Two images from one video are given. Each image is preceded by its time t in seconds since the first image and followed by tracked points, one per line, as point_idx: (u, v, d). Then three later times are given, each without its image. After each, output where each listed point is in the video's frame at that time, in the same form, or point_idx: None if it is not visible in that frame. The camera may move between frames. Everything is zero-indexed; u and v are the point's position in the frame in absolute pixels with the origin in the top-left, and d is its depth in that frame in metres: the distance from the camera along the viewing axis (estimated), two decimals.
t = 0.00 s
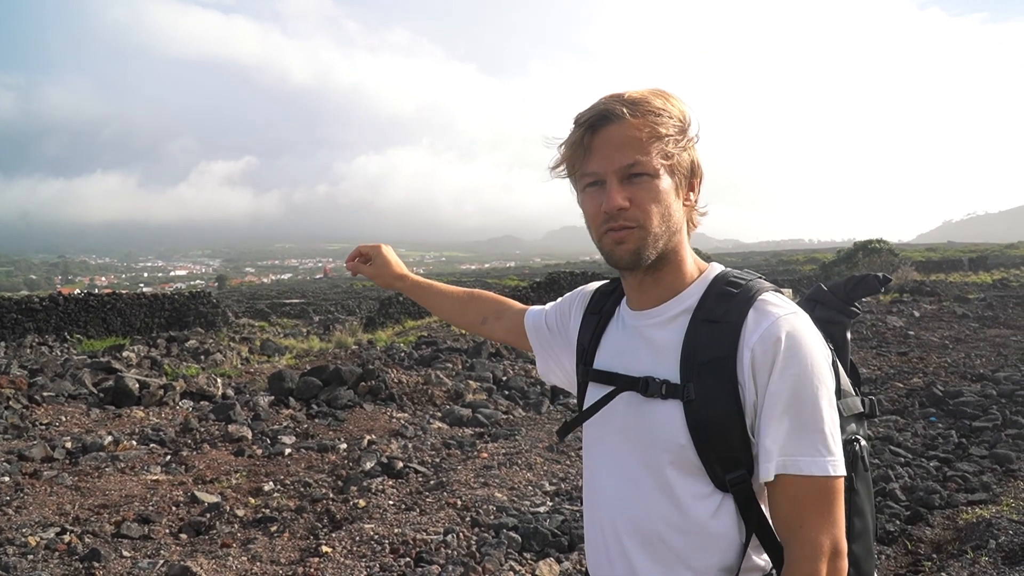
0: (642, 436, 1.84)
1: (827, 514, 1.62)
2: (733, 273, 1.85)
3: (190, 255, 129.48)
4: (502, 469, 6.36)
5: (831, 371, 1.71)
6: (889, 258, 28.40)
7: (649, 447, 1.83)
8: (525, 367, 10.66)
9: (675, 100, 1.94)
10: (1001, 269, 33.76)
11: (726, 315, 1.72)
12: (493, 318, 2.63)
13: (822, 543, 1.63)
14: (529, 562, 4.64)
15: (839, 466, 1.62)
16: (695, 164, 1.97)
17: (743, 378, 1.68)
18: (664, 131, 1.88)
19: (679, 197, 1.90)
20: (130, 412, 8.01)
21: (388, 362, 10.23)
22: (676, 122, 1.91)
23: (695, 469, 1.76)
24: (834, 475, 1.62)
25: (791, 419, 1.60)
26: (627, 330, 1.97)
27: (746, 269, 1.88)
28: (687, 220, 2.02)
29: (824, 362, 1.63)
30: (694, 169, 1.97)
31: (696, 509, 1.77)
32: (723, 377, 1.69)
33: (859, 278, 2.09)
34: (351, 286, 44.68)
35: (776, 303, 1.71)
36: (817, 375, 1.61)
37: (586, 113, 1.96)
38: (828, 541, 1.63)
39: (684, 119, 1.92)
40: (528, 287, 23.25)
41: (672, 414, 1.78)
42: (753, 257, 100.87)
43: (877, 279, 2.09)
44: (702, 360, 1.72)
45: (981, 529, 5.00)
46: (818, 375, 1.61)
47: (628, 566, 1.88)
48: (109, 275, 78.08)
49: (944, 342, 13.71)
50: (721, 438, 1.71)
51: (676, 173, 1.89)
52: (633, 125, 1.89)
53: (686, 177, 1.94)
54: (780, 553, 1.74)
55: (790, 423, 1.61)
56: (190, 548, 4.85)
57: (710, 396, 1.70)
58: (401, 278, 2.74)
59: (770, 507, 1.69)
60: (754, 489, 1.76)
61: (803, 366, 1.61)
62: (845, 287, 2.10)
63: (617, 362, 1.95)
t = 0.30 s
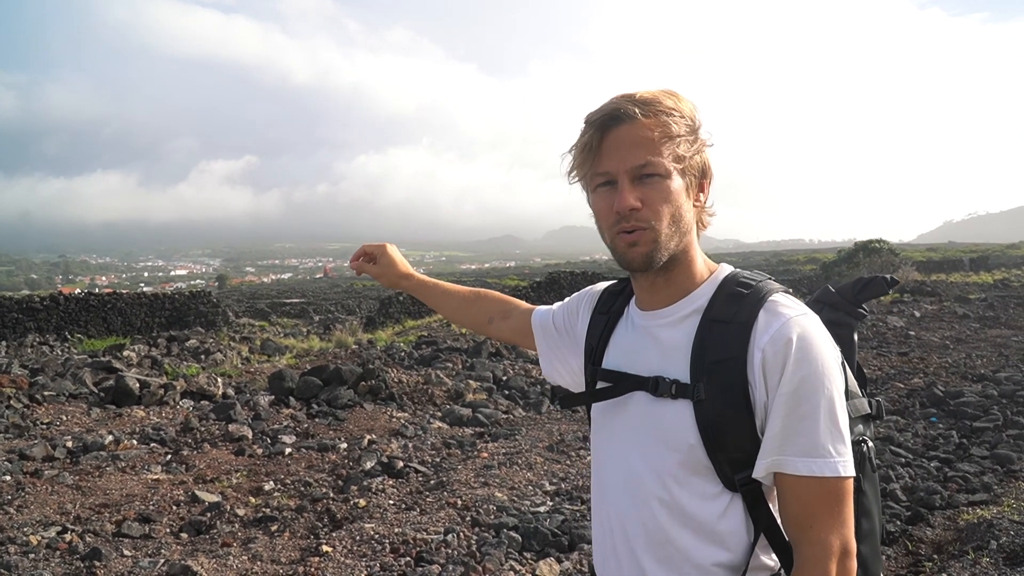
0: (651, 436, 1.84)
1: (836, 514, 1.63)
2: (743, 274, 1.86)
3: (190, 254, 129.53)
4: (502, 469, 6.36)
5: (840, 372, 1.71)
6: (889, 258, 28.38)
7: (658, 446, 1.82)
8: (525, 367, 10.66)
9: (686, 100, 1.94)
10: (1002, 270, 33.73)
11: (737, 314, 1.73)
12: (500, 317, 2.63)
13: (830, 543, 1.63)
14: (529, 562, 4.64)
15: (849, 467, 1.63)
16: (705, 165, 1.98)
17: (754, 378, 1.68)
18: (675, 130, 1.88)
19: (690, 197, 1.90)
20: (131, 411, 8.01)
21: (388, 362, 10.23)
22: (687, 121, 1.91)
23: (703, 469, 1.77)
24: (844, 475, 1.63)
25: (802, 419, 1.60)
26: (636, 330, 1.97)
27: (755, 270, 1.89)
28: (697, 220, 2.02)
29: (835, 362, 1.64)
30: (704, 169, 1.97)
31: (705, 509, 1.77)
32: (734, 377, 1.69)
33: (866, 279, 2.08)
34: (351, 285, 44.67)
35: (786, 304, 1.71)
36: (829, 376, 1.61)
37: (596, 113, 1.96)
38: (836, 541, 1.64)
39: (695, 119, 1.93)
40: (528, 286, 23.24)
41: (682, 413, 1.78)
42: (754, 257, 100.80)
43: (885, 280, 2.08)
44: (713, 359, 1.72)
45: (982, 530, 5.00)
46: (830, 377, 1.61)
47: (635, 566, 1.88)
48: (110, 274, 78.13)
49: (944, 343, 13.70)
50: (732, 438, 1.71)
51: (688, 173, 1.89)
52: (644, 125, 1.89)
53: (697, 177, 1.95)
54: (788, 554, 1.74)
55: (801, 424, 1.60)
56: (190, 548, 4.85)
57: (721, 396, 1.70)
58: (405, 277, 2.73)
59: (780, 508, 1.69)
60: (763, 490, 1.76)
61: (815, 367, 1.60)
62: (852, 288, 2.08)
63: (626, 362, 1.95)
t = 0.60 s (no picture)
0: (656, 437, 1.84)
1: (845, 518, 1.62)
2: (752, 277, 1.83)
3: (191, 254, 129.62)
4: (504, 469, 6.35)
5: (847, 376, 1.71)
6: (890, 260, 28.35)
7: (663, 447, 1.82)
8: (526, 367, 10.65)
9: (675, 97, 1.89)
10: (1002, 271, 33.70)
11: (746, 317, 1.71)
12: (507, 319, 2.62)
13: (839, 547, 1.62)
14: (530, 562, 4.64)
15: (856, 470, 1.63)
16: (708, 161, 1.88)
17: (762, 382, 1.67)
18: (652, 131, 1.84)
19: (675, 198, 1.84)
20: (132, 410, 8.01)
21: (390, 362, 10.24)
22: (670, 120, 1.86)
23: (709, 470, 1.76)
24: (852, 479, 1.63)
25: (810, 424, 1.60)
26: (644, 331, 1.96)
27: (765, 273, 1.87)
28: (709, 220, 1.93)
29: (841, 367, 1.64)
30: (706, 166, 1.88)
31: (709, 511, 1.76)
32: (741, 380, 1.67)
33: (877, 282, 2.06)
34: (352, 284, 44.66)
35: (795, 307, 1.70)
36: (834, 381, 1.62)
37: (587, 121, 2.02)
38: (846, 545, 1.63)
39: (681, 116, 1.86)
40: (529, 286, 23.22)
41: (689, 415, 1.77)
42: (754, 257, 100.79)
43: (897, 283, 2.06)
44: (721, 361, 1.70)
45: (983, 531, 4.99)
46: (837, 382, 1.61)
47: (638, 568, 1.87)
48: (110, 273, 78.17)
49: (945, 344, 13.69)
50: (738, 441, 1.70)
51: (670, 173, 1.83)
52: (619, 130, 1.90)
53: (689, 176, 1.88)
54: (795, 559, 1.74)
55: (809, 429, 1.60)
56: (191, 547, 4.85)
57: (728, 399, 1.69)
58: (414, 279, 2.73)
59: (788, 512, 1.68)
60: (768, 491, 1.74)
61: (822, 372, 1.61)
62: (861, 290, 2.08)
63: (635, 363, 1.94)
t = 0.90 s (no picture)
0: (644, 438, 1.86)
1: (829, 534, 1.62)
2: (756, 283, 1.80)
3: (191, 252, 129.56)
4: (503, 468, 6.36)
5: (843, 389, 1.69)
6: (891, 261, 28.34)
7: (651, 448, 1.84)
8: (527, 365, 10.66)
9: (648, 103, 1.87)
10: (1003, 272, 33.70)
11: (741, 323, 1.69)
12: (510, 334, 2.62)
13: (821, 563, 1.63)
14: (529, 561, 4.64)
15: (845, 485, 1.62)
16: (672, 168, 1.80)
17: (750, 390, 1.66)
18: (602, 143, 1.91)
19: (626, 205, 1.87)
20: (131, 407, 8.01)
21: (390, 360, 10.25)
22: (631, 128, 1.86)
23: (693, 473, 1.76)
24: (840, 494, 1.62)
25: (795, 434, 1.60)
26: (646, 332, 1.95)
27: (770, 278, 1.84)
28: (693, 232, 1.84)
29: (833, 379, 1.62)
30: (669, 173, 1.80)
31: (691, 514, 1.76)
32: (730, 386, 1.67)
33: (896, 296, 1.99)
34: (352, 284, 44.62)
35: (792, 317, 1.67)
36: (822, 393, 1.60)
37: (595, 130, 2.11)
38: (828, 562, 1.63)
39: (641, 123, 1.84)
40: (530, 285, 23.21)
41: (677, 417, 1.77)
42: (754, 257, 100.82)
43: (919, 297, 1.96)
44: (712, 367, 1.70)
45: (982, 532, 4.99)
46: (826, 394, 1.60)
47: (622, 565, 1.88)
48: (110, 271, 78.14)
49: (946, 345, 13.69)
50: (723, 448, 1.69)
51: (617, 182, 1.87)
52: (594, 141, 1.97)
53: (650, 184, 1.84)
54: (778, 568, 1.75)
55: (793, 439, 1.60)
56: (190, 544, 4.85)
57: (717, 405, 1.68)
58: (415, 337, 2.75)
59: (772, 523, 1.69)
60: (754, 499, 1.74)
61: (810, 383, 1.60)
62: (882, 302, 2.01)
63: (634, 362, 1.94)
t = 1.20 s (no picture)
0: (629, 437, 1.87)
1: (806, 529, 1.62)
2: (741, 279, 1.81)
3: (191, 254, 129.55)
4: (503, 468, 6.36)
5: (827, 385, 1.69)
6: (891, 259, 28.35)
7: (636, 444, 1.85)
8: (526, 365, 10.68)
9: (626, 104, 1.86)
10: (1002, 270, 33.77)
11: (724, 320, 1.71)
12: (535, 299, 2.68)
13: (798, 557, 1.63)
14: (530, 560, 4.65)
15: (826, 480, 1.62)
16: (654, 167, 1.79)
17: (732, 386, 1.67)
18: (581, 147, 1.91)
19: (610, 208, 1.86)
20: (132, 409, 8.02)
21: (389, 361, 10.25)
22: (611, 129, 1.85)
23: (678, 469, 1.77)
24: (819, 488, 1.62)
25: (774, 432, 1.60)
26: (634, 329, 1.97)
27: (754, 275, 1.85)
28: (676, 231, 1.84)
29: (815, 375, 1.62)
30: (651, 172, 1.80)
31: (676, 510, 1.78)
32: (712, 383, 1.68)
33: (885, 291, 2.00)
34: (352, 284, 44.61)
35: (775, 313, 1.68)
36: (804, 390, 1.60)
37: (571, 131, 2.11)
38: (805, 556, 1.63)
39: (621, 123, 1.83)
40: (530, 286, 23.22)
41: (661, 414, 1.78)
42: (754, 256, 100.88)
43: (905, 293, 1.99)
44: (695, 363, 1.71)
45: (982, 529, 5.00)
46: (806, 391, 1.60)
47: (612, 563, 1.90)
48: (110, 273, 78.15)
49: (945, 342, 13.71)
50: (706, 444, 1.70)
51: (599, 185, 1.86)
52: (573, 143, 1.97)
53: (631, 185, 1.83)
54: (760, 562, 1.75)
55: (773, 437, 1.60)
56: (192, 546, 4.85)
57: (699, 401, 1.69)
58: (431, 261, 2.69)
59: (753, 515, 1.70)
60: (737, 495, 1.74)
61: (792, 379, 1.60)
62: (871, 298, 2.01)
63: (624, 359, 1.95)
